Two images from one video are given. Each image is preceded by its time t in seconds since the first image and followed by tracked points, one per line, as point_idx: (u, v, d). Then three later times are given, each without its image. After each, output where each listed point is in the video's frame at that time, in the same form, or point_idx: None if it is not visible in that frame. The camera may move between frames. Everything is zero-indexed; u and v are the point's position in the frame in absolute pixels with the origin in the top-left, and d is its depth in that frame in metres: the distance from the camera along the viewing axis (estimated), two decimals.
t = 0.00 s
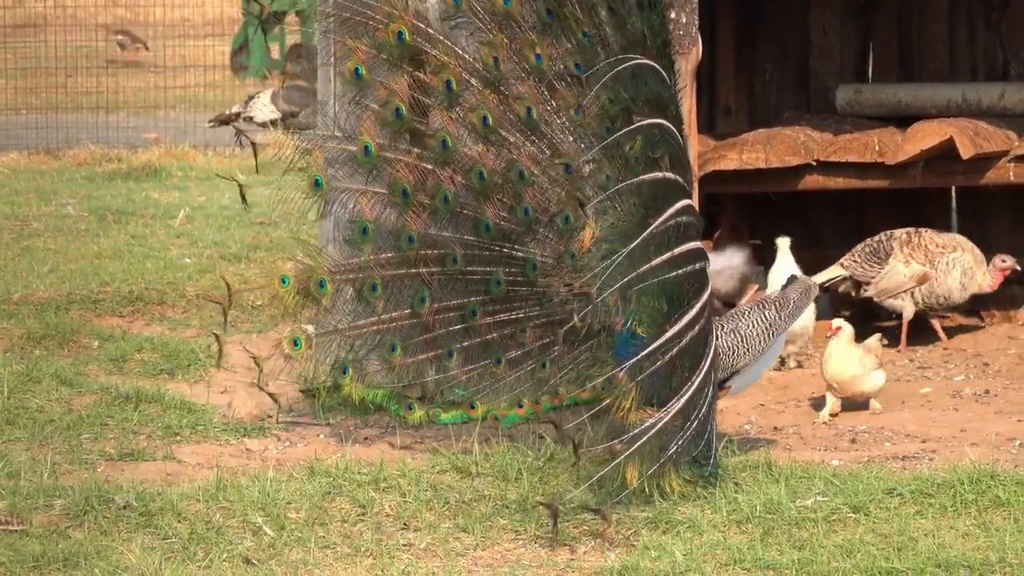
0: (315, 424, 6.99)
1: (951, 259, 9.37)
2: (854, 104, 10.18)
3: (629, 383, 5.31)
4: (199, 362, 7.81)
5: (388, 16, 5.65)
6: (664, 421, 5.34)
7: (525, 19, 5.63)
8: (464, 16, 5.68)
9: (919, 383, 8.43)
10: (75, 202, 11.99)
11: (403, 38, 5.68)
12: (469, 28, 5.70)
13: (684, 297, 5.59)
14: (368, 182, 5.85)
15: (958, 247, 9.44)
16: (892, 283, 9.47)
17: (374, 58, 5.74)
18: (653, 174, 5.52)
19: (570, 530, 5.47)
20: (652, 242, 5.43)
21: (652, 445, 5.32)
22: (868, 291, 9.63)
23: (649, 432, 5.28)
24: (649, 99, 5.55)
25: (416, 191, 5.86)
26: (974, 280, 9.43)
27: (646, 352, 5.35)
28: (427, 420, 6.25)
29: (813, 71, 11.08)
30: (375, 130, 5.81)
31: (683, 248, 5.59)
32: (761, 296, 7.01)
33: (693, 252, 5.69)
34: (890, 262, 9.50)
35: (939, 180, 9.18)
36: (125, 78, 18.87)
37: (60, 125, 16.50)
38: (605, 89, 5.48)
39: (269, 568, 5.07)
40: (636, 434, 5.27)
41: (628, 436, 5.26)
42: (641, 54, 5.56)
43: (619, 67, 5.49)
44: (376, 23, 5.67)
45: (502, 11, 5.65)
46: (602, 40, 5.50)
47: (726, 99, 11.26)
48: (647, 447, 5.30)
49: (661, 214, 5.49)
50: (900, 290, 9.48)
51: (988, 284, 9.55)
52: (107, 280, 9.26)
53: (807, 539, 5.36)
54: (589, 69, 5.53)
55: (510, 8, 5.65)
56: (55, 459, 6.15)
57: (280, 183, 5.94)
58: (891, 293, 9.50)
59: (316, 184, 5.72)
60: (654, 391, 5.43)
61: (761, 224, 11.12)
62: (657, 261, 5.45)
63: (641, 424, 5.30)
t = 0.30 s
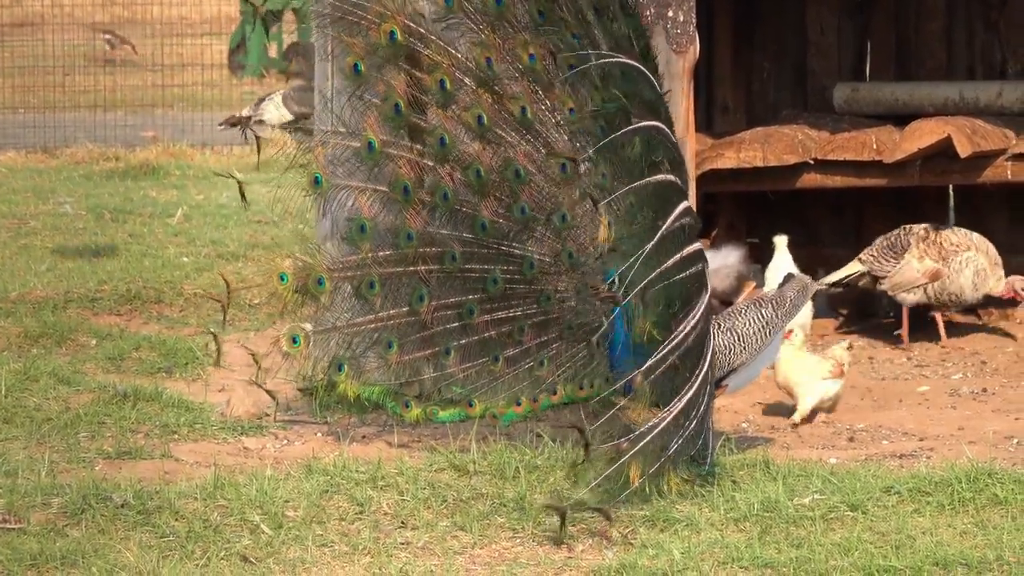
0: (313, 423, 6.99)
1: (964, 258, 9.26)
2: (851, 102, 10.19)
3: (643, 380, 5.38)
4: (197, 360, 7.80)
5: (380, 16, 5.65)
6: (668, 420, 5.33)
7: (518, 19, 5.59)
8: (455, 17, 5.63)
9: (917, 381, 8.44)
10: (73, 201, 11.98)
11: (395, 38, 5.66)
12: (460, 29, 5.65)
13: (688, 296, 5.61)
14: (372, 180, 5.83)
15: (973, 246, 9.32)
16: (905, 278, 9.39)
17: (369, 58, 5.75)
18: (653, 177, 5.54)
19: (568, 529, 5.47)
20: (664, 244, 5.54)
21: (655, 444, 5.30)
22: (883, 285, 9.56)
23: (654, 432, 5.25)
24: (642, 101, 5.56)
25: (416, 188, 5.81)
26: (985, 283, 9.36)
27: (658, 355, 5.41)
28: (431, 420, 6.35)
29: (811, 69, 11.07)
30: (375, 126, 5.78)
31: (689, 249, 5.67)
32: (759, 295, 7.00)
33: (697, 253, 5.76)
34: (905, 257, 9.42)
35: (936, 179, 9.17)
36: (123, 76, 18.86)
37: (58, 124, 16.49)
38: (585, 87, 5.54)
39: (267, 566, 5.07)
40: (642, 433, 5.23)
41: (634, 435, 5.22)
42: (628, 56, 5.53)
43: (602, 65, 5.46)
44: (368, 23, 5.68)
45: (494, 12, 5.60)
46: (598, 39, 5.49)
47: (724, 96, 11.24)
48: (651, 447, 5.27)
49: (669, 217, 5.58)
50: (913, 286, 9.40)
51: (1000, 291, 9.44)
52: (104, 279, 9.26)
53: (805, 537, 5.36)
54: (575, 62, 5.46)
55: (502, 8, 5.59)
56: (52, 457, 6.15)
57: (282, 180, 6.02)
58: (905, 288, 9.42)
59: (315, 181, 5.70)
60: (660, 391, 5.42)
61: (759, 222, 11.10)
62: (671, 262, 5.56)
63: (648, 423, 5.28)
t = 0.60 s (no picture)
0: (311, 420, 6.99)
1: (967, 257, 9.16)
2: (851, 99, 10.18)
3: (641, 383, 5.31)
4: (196, 358, 7.80)
5: (378, 16, 5.58)
6: (665, 422, 5.33)
7: (512, 19, 5.44)
8: (450, 19, 5.57)
9: (915, 378, 8.43)
10: (72, 198, 11.98)
11: (395, 38, 5.59)
12: (455, 31, 5.60)
13: (678, 298, 5.55)
14: (368, 180, 5.79)
15: (977, 244, 9.24)
16: (910, 275, 9.35)
17: (369, 55, 5.67)
18: (632, 181, 5.45)
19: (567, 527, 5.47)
20: (649, 249, 5.46)
21: (655, 445, 5.31)
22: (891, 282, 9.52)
23: (653, 433, 5.25)
24: (622, 109, 5.51)
25: (415, 186, 5.82)
26: (993, 283, 9.21)
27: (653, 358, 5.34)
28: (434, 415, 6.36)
29: (809, 67, 11.05)
30: (373, 126, 5.73)
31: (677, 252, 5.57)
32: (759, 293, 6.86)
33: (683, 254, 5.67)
34: (911, 253, 9.39)
35: (935, 176, 9.17)
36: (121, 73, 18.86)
37: (57, 121, 16.49)
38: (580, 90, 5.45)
39: (266, 564, 5.07)
40: (643, 435, 5.23)
41: (636, 438, 5.21)
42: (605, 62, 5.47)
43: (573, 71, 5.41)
44: (367, 24, 5.60)
45: (488, 14, 5.49)
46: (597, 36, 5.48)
47: (723, 95, 11.17)
48: (651, 447, 5.27)
49: (653, 220, 5.50)
50: (918, 282, 9.35)
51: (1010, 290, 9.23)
52: (103, 276, 9.25)
53: (804, 535, 5.36)
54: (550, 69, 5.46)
55: (496, 10, 5.47)
56: (51, 455, 6.15)
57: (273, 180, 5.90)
58: (911, 284, 9.38)
59: (307, 184, 5.64)
60: (656, 392, 5.37)
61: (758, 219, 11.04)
62: (657, 266, 5.46)
63: (648, 424, 5.27)
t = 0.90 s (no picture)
0: (313, 417, 6.99)
1: (991, 259, 9.07)
2: (851, 96, 10.17)
3: (612, 386, 5.41)
4: (197, 355, 7.79)
5: (384, 14, 5.44)
6: (646, 421, 5.45)
7: (514, 18, 5.49)
8: (453, 19, 5.53)
9: (917, 375, 8.43)
10: (73, 195, 11.98)
11: (400, 36, 5.50)
12: (459, 30, 5.52)
13: (657, 295, 5.68)
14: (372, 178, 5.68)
15: (1000, 246, 9.12)
16: (933, 276, 9.20)
17: (371, 54, 5.55)
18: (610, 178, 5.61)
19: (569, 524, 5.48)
20: (624, 245, 5.59)
21: (639, 444, 5.42)
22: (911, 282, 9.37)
23: (633, 434, 5.38)
24: (606, 107, 5.66)
25: (418, 183, 5.70)
26: (1015, 283, 9.16)
27: (625, 357, 5.48)
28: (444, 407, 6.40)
29: (811, 64, 11.07)
30: (373, 126, 5.63)
31: (652, 250, 5.71)
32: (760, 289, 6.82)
33: (667, 251, 5.81)
34: (932, 253, 9.24)
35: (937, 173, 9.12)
36: (123, 70, 18.85)
37: (58, 118, 16.49)
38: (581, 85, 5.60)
39: (268, 561, 5.08)
40: (624, 436, 5.36)
41: (617, 439, 5.34)
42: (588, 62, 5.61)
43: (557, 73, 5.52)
44: (371, 22, 5.46)
45: (489, 13, 5.50)
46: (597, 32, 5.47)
47: (724, 92, 11.19)
48: (635, 447, 5.39)
49: (630, 217, 5.64)
50: (940, 283, 9.21)
51: None
52: (104, 273, 9.25)
53: (805, 532, 5.36)
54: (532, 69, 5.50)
55: (498, 8, 5.49)
56: (52, 452, 6.15)
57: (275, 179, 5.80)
58: (932, 285, 9.23)
59: (306, 185, 5.54)
60: (638, 391, 5.50)
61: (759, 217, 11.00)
62: (631, 265, 5.61)
63: (628, 425, 5.40)
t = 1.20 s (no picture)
0: (313, 414, 6.99)
1: (1004, 257, 8.80)
2: (851, 93, 10.11)
3: (580, 381, 5.36)
4: (197, 351, 7.78)
5: (388, 16, 5.55)
6: (626, 416, 5.39)
7: (519, 15, 5.43)
8: (461, 17, 5.54)
9: (917, 372, 8.42)
10: (73, 192, 11.99)
11: (407, 36, 5.57)
12: (466, 27, 5.53)
13: (636, 289, 5.61)
14: (382, 177, 5.76)
15: (1016, 243, 8.84)
16: (948, 275, 8.99)
17: (377, 56, 5.65)
18: (594, 170, 5.51)
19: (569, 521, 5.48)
20: (601, 237, 5.48)
21: (617, 441, 5.37)
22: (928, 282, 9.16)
23: (610, 430, 5.34)
24: (598, 96, 5.59)
25: (429, 179, 5.77)
26: None
27: (595, 349, 5.40)
28: (446, 402, 6.45)
29: (811, 59, 10.91)
30: (381, 126, 5.73)
31: (632, 243, 5.61)
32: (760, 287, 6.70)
33: (649, 244, 5.74)
34: (946, 252, 9.02)
35: (938, 170, 9.08)
36: (123, 67, 18.85)
37: (58, 115, 16.49)
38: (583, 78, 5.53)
39: (268, 557, 5.08)
40: (601, 432, 5.32)
41: (591, 436, 5.29)
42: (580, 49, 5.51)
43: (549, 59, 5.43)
44: (378, 25, 5.58)
45: (495, 9, 5.45)
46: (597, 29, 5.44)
47: (725, 87, 11.15)
48: (614, 443, 5.35)
49: (613, 210, 5.54)
50: (956, 283, 9.00)
51: None
52: (105, 270, 9.26)
53: (805, 528, 5.35)
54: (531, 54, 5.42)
55: (504, 4, 5.44)
56: (53, 449, 6.15)
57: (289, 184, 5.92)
58: (949, 284, 9.03)
59: (316, 189, 5.70)
60: (617, 386, 5.45)
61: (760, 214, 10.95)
62: (609, 255, 5.49)
63: (604, 420, 5.35)
